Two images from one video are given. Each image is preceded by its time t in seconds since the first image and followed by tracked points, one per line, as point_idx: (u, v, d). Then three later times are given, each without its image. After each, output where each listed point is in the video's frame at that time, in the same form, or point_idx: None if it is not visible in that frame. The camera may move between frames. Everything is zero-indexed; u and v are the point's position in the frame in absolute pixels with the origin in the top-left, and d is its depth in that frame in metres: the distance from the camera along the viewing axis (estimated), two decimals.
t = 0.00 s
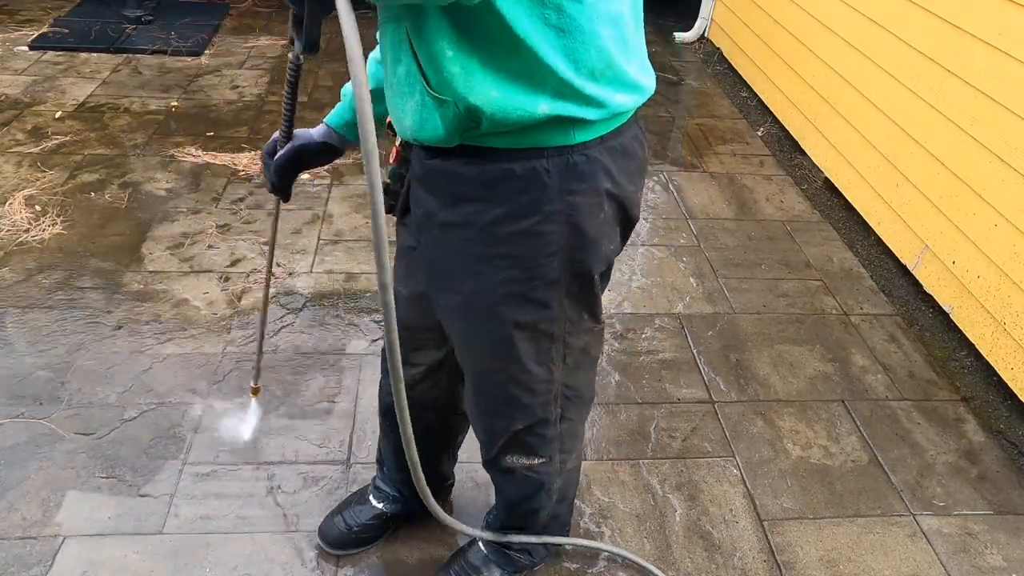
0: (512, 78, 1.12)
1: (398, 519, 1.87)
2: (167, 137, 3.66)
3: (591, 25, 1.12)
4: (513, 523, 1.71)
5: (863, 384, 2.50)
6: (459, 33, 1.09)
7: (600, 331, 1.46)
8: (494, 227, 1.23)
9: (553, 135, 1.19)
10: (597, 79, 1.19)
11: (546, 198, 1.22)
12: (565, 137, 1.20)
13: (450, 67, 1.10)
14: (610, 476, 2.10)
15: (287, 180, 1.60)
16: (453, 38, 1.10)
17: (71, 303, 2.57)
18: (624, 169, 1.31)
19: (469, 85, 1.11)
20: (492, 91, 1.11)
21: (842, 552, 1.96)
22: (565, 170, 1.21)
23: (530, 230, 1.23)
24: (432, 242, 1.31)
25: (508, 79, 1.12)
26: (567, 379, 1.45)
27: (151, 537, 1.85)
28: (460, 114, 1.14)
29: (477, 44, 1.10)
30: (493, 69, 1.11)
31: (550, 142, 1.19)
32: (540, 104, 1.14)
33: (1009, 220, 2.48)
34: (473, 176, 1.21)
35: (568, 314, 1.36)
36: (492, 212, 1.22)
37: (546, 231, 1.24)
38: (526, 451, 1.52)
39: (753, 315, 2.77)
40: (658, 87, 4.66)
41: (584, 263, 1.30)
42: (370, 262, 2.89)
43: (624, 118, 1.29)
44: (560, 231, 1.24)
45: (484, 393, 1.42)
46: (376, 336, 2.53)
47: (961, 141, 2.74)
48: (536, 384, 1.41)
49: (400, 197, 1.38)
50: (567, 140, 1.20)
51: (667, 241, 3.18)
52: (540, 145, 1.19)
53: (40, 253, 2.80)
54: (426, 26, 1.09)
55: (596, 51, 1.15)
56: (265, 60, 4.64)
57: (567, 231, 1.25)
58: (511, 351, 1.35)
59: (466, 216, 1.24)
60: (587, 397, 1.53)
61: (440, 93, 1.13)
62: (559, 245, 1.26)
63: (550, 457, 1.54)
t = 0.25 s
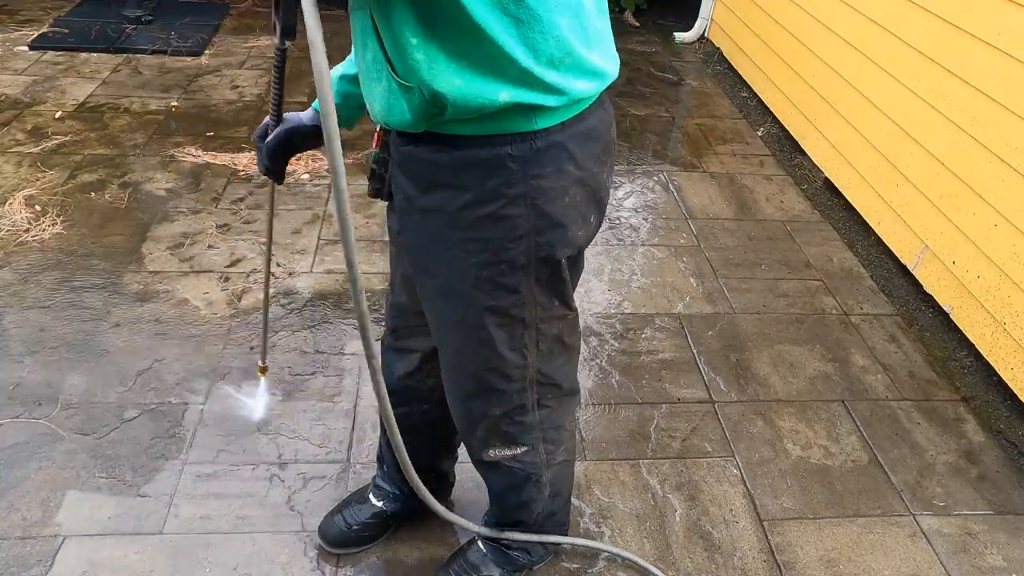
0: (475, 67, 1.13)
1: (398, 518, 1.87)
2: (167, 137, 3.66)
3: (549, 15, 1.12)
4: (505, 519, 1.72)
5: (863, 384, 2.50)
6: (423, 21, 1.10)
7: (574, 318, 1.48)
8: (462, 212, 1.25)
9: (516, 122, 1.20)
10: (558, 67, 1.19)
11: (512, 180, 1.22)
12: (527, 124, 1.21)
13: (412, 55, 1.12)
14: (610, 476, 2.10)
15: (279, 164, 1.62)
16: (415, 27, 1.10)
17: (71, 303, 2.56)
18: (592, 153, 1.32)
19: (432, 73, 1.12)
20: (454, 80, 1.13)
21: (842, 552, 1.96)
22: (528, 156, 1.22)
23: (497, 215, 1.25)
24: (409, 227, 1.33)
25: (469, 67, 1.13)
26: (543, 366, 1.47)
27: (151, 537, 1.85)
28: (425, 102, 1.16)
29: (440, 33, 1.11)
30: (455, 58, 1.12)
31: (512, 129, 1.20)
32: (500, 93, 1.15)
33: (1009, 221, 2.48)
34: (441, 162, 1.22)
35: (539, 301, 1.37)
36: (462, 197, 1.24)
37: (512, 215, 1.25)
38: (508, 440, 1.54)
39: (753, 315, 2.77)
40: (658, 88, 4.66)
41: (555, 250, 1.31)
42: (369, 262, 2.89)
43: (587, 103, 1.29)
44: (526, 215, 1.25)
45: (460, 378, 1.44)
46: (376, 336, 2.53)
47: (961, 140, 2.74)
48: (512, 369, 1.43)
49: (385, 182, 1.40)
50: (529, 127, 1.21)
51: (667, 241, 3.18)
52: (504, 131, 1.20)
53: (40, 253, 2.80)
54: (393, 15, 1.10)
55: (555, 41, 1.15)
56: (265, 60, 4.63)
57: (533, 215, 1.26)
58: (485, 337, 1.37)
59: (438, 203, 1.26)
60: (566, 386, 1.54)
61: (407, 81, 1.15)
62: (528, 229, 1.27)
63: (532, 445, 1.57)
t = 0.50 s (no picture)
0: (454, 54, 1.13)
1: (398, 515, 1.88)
2: (167, 137, 3.66)
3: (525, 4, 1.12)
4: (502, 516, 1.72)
5: (863, 384, 2.50)
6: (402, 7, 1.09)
7: (557, 306, 1.47)
8: (443, 201, 1.26)
9: (493, 110, 1.21)
10: (534, 56, 1.19)
11: (490, 167, 1.24)
12: (504, 112, 1.22)
13: (391, 41, 1.11)
14: (610, 476, 2.10)
15: (285, 157, 1.62)
16: (395, 13, 1.10)
17: (71, 303, 2.56)
18: (565, 140, 1.32)
19: (413, 59, 1.12)
20: (432, 67, 1.13)
21: (842, 552, 1.96)
22: (507, 144, 1.23)
23: (476, 203, 1.26)
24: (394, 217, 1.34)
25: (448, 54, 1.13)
26: (530, 356, 1.47)
27: (151, 537, 1.85)
28: (405, 87, 1.16)
29: (419, 19, 1.10)
30: (435, 44, 1.13)
31: (490, 117, 1.21)
32: (479, 81, 1.15)
33: (1009, 221, 2.48)
34: (420, 152, 1.24)
35: (521, 288, 1.37)
36: (441, 186, 1.26)
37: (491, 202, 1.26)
38: (497, 431, 1.54)
39: (753, 315, 2.77)
40: (658, 88, 4.66)
41: (534, 237, 1.31)
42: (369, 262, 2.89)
43: (563, 91, 1.30)
44: (504, 203, 1.26)
45: (459, 376, 1.44)
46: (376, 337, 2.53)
47: (961, 140, 2.74)
48: (498, 359, 1.43)
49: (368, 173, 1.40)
50: (506, 116, 1.22)
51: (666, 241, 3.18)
52: (482, 119, 1.21)
53: (40, 253, 2.80)
54: None
55: (531, 30, 1.15)
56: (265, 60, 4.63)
57: (511, 202, 1.27)
58: (469, 326, 1.38)
59: (419, 192, 1.28)
60: (552, 376, 1.53)
61: (387, 67, 1.14)
62: (507, 217, 1.28)
63: (523, 436, 1.56)
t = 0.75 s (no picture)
0: (552, 60, 1.20)
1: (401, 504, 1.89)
2: (167, 137, 3.66)
3: (621, 20, 1.21)
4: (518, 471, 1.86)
5: (863, 384, 2.50)
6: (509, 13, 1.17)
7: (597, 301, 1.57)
8: (515, 192, 1.33)
9: (581, 118, 1.28)
10: (622, 71, 1.27)
11: (569, 167, 1.31)
12: (591, 120, 1.28)
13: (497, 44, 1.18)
14: (610, 476, 2.10)
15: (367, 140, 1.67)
16: (503, 18, 1.17)
17: (71, 302, 2.57)
18: (637, 151, 1.41)
19: (513, 63, 1.19)
20: (532, 72, 1.20)
21: (842, 552, 1.96)
22: (587, 146, 1.30)
23: (549, 199, 1.33)
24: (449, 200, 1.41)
25: (548, 61, 1.20)
26: (565, 343, 1.57)
27: (151, 537, 1.85)
28: (502, 90, 1.22)
29: (526, 26, 1.18)
30: (536, 51, 1.20)
31: (580, 120, 1.27)
32: (576, 90, 1.22)
33: (1009, 221, 2.48)
34: (501, 146, 1.30)
35: (572, 282, 1.45)
36: (514, 179, 1.32)
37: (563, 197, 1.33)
38: (525, 406, 1.64)
39: (753, 315, 2.77)
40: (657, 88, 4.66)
41: (598, 236, 1.40)
42: (369, 262, 2.89)
43: (637, 108, 1.38)
44: (577, 201, 1.34)
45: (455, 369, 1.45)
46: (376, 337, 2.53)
47: (961, 140, 2.74)
48: (540, 344, 1.52)
49: (416, 151, 1.51)
50: (593, 125, 1.29)
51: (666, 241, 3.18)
52: (569, 123, 1.27)
53: (40, 253, 2.80)
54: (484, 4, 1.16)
55: (624, 45, 1.24)
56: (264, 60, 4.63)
57: (583, 203, 1.34)
58: (519, 312, 1.45)
59: (490, 180, 1.33)
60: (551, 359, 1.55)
61: (488, 69, 1.21)
62: (579, 212, 1.35)
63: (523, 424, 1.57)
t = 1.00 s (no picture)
0: None
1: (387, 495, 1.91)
2: (167, 138, 3.66)
3: None
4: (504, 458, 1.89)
5: (864, 384, 2.50)
6: None
7: (528, 242, 1.64)
8: (421, 137, 1.46)
9: (455, 51, 1.40)
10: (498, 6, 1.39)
11: (458, 105, 1.42)
12: (467, 54, 1.40)
13: None
14: (610, 476, 2.10)
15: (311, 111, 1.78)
16: None
17: (70, 302, 2.57)
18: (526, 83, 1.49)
19: None
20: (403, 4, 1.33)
21: (842, 552, 1.96)
22: (472, 84, 1.41)
23: (447, 139, 1.44)
24: (385, 158, 1.55)
25: None
26: (507, 291, 1.63)
27: (151, 537, 1.85)
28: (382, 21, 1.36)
29: None
30: None
31: (454, 57, 1.40)
32: (445, 20, 1.35)
33: (1009, 221, 2.48)
34: (401, 98, 1.44)
35: (493, 221, 1.53)
36: (419, 124, 1.45)
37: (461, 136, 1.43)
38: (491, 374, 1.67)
39: (753, 315, 2.77)
40: (658, 88, 4.66)
41: (502, 169, 1.47)
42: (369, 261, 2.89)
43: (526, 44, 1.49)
44: (473, 137, 1.44)
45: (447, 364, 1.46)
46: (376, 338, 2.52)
47: (961, 140, 2.74)
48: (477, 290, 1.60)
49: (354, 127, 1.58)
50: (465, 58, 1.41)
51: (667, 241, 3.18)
52: (447, 57, 1.40)
53: (40, 253, 2.80)
54: None
55: None
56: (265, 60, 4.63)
57: (479, 137, 1.44)
58: (447, 257, 1.56)
59: (400, 134, 1.48)
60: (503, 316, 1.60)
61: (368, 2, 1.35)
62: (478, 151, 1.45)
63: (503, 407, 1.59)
